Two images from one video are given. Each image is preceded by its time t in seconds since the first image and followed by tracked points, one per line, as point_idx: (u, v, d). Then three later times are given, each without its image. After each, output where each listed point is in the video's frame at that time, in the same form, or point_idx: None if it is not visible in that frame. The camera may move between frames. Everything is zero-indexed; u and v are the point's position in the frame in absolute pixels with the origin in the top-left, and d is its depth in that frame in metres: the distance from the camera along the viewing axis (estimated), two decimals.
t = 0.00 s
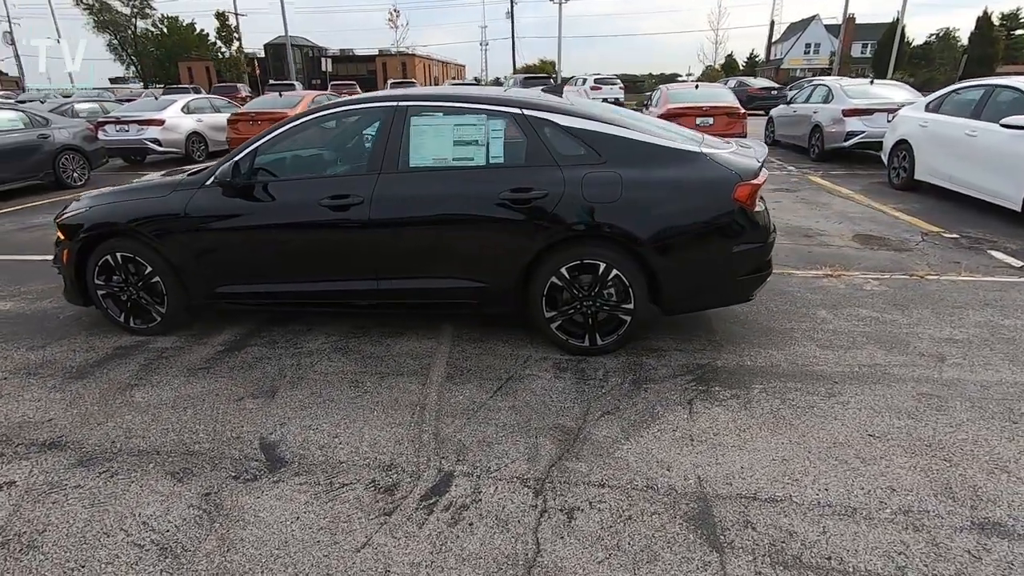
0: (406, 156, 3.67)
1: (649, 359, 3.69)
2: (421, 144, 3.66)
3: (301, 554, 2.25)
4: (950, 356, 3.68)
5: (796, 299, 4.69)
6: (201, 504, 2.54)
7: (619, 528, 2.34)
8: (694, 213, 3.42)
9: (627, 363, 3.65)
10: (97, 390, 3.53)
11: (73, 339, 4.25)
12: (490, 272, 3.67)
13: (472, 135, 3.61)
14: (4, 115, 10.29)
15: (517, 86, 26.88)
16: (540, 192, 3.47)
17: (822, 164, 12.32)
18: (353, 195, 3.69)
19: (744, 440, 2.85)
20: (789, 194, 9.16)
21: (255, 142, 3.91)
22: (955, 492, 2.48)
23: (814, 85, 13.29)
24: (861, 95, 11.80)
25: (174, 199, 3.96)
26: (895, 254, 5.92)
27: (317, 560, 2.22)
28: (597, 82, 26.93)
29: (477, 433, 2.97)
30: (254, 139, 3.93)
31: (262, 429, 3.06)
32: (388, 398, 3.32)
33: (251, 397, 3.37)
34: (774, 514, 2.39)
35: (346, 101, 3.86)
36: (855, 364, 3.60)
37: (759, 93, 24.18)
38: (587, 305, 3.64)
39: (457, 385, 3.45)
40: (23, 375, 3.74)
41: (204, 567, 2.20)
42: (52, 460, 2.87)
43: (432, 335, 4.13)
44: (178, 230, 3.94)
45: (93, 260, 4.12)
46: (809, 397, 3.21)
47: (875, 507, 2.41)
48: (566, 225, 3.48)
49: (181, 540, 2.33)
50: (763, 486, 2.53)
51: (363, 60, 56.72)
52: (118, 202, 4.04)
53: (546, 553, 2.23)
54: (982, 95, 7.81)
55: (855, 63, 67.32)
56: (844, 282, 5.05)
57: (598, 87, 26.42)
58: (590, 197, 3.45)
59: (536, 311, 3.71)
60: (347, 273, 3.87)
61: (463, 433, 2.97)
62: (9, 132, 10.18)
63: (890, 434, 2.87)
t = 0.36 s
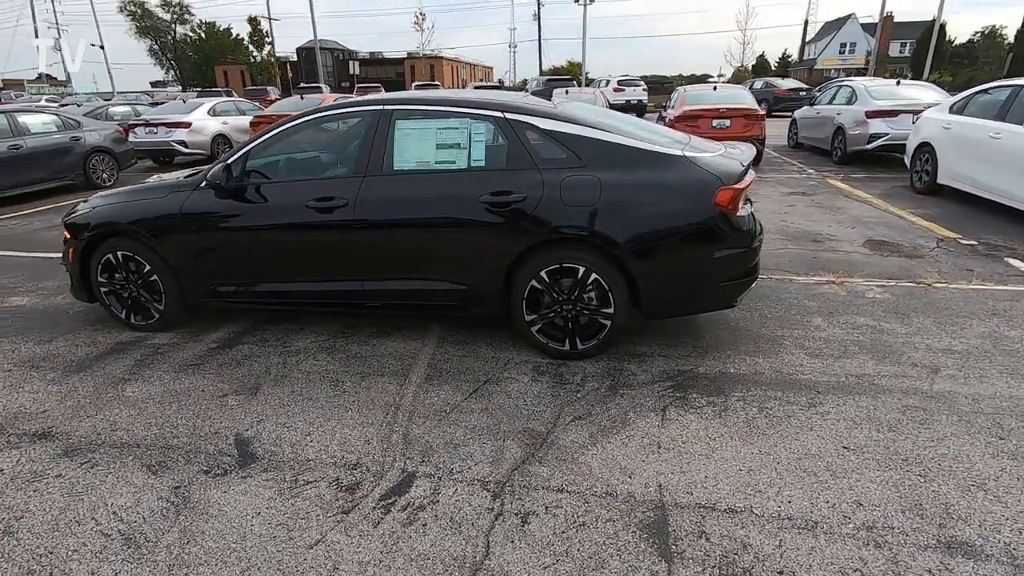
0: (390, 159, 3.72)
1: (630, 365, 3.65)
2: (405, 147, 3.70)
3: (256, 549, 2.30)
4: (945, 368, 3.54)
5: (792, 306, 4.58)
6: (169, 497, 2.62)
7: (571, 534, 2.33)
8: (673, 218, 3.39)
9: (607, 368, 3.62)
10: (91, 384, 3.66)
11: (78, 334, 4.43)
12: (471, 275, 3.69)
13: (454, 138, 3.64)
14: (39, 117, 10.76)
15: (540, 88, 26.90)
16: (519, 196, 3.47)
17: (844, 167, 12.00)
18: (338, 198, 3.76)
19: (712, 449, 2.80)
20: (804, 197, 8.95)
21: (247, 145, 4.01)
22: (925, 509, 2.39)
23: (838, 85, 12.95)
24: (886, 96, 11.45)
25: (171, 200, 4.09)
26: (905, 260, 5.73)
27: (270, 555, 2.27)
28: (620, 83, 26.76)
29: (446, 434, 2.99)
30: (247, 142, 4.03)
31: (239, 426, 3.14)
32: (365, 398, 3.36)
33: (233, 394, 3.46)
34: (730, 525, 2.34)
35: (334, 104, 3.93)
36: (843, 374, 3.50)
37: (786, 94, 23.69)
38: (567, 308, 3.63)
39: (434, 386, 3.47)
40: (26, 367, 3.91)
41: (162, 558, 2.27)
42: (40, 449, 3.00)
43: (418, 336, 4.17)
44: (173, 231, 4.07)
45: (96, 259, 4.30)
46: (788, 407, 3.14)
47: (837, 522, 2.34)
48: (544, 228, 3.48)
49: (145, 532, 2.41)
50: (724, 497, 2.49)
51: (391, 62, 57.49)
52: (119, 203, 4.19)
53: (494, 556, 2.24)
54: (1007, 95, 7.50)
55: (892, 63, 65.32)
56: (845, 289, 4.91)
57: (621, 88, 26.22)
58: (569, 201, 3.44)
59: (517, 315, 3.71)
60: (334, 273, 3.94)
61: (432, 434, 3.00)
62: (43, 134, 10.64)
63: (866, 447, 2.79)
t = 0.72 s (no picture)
0: (388, 161, 3.78)
1: (622, 371, 3.61)
2: (403, 149, 3.75)
3: (231, 540, 2.37)
4: (954, 384, 3.40)
5: (800, 315, 4.46)
6: (158, 486, 2.72)
7: (538, 540, 2.32)
8: (667, 224, 3.34)
9: (599, 374, 3.59)
10: (101, 374, 3.83)
11: (96, 325, 4.63)
12: (465, 277, 3.71)
13: (451, 141, 3.67)
14: (82, 116, 11.27)
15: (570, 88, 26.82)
16: (512, 199, 3.48)
17: (877, 171, 11.59)
18: (338, 198, 3.83)
19: (694, 460, 2.75)
20: (830, 203, 8.68)
21: (254, 146, 4.13)
22: (909, 532, 2.30)
23: (873, 87, 12.52)
24: (924, 98, 11.01)
25: (183, 199, 4.24)
26: (928, 270, 5.51)
27: (243, 547, 2.33)
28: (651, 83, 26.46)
29: (429, 435, 3.02)
30: (254, 143, 4.15)
31: (233, 419, 3.23)
32: (356, 396, 3.42)
33: (231, 388, 3.56)
34: (702, 539, 2.30)
35: (338, 107, 4.01)
36: (842, 387, 3.39)
37: (823, 96, 23.02)
38: (559, 313, 3.61)
39: (424, 387, 3.51)
40: (45, 356, 4.11)
41: (143, 545, 2.36)
42: (46, 435, 3.15)
43: (416, 336, 4.21)
44: (184, 228, 4.22)
45: (114, 254, 4.48)
46: (780, 419, 3.06)
47: (813, 541, 2.27)
48: (537, 232, 3.47)
49: (130, 519, 2.51)
50: (700, 510, 2.44)
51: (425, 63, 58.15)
52: (135, 201, 4.37)
53: (459, 559, 2.25)
54: None
55: (942, 62, 62.73)
56: (859, 299, 4.76)
57: (652, 89, 25.87)
58: (561, 205, 3.43)
59: (510, 318, 3.71)
60: (333, 272, 4.01)
61: (416, 434, 3.03)
62: (85, 132, 11.13)
63: (855, 464, 2.70)
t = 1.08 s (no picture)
0: (383, 157, 3.75)
1: (615, 377, 3.49)
2: (398, 145, 3.72)
3: (198, 536, 2.36)
4: (972, 400, 3.17)
5: (813, 322, 4.25)
6: (136, 477, 2.74)
7: (504, 550, 2.24)
8: (662, 225, 3.22)
9: (591, 378, 3.48)
10: (102, 364, 3.90)
11: (106, 316, 4.74)
12: (457, 275, 3.65)
13: (445, 137, 3.61)
14: (118, 114, 11.67)
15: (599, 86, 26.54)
16: (504, 197, 3.41)
17: (915, 173, 11.06)
18: (333, 194, 3.82)
19: (678, 472, 2.63)
20: (860, 205, 8.31)
21: (256, 141, 4.15)
22: (902, 560, 2.13)
23: (913, 85, 11.97)
24: (967, 96, 10.46)
25: (187, 193, 4.30)
26: (958, 278, 5.20)
27: (208, 543, 2.32)
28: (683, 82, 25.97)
29: (409, 436, 2.97)
30: (256, 138, 4.18)
31: (219, 413, 3.24)
32: (342, 393, 3.39)
33: (222, 382, 3.58)
34: (675, 557, 2.18)
35: (337, 102, 4.00)
36: (848, 400, 3.20)
37: (863, 94, 22.18)
38: (551, 314, 3.51)
39: (411, 386, 3.45)
40: (53, 345, 4.22)
41: (112, 536, 2.37)
42: (41, 422, 3.23)
43: (412, 334, 4.17)
44: (187, 222, 4.28)
45: (123, 247, 4.58)
46: (775, 432, 2.90)
47: (795, 565, 2.12)
48: (528, 231, 3.38)
49: (105, 509, 2.53)
50: (676, 525, 2.32)
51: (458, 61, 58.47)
52: (143, 195, 4.45)
53: (420, 565, 2.18)
54: None
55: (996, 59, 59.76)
56: (878, 306, 4.51)
57: (683, 87, 25.37)
58: (553, 203, 3.34)
59: (502, 318, 3.63)
60: (328, 268, 4.00)
61: (396, 434, 2.98)
62: (120, 129, 11.53)
63: (851, 483, 2.53)
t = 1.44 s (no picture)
0: (372, 153, 3.71)
1: (601, 384, 3.38)
2: (387, 142, 3.67)
3: (157, 532, 2.37)
4: (983, 424, 2.94)
5: (821, 331, 4.03)
6: (111, 469, 2.78)
7: (455, 564, 2.17)
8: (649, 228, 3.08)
9: (576, 385, 3.37)
10: (101, 353, 4.00)
11: (114, 305, 4.86)
12: (443, 275, 3.59)
13: (434, 134, 3.55)
14: (150, 104, 12.00)
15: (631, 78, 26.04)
16: (488, 197, 3.32)
17: (958, 171, 10.45)
18: (323, 190, 3.81)
19: (649, 489, 2.51)
20: (892, 206, 7.89)
21: (252, 136, 4.17)
22: None
23: (960, 78, 11.29)
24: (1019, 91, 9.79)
25: (187, 186, 4.36)
26: (989, 287, 4.86)
27: (166, 540, 2.33)
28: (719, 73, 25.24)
29: (381, 438, 2.93)
30: (253, 133, 4.19)
31: (201, 407, 3.27)
32: (323, 391, 3.38)
33: (210, 376, 3.62)
34: None
35: (330, 97, 3.98)
36: (846, 417, 3.01)
37: (910, 87, 21.12)
38: (536, 317, 3.43)
39: (393, 387, 3.42)
40: (60, 332, 4.35)
41: (76, 529, 2.41)
42: (34, 409, 3.32)
43: (402, 332, 4.13)
44: (187, 216, 4.34)
45: (129, 239, 4.69)
46: (760, 450, 2.75)
47: None
48: (512, 232, 3.29)
49: (75, 500, 2.57)
50: (638, 548, 2.21)
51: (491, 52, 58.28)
52: (147, 188, 4.53)
53: None
54: None
55: None
56: (895, 316, 4.25)
57: (718, 79, 24.62)
58: (538, 203, 3.24)
59: (488, 320, 3.56)
60: (319, 264, 3.99)
61: (368, 436, 2.94)
62: (152, 119, 11.86)
63: (834, 510, 2.37)
